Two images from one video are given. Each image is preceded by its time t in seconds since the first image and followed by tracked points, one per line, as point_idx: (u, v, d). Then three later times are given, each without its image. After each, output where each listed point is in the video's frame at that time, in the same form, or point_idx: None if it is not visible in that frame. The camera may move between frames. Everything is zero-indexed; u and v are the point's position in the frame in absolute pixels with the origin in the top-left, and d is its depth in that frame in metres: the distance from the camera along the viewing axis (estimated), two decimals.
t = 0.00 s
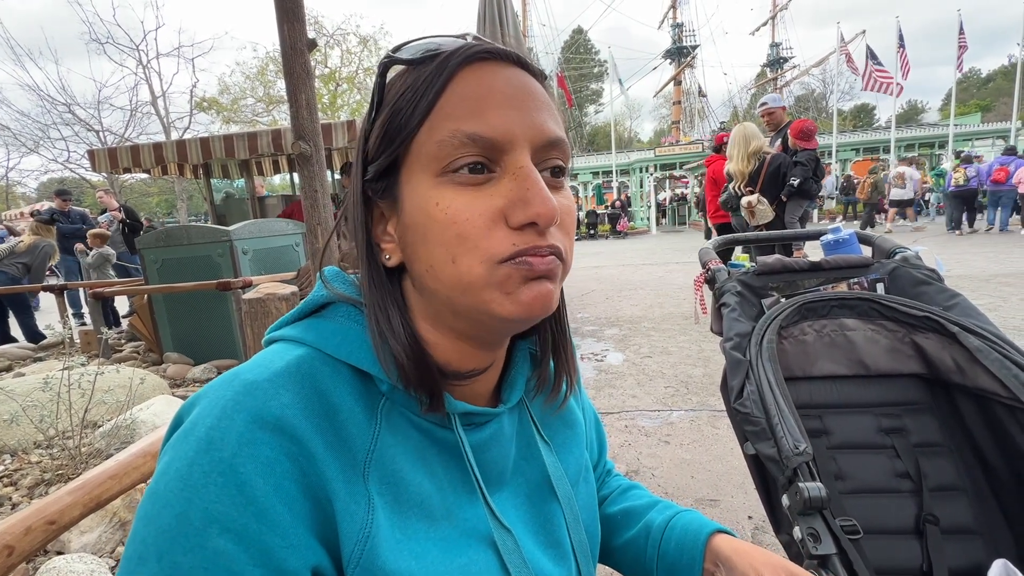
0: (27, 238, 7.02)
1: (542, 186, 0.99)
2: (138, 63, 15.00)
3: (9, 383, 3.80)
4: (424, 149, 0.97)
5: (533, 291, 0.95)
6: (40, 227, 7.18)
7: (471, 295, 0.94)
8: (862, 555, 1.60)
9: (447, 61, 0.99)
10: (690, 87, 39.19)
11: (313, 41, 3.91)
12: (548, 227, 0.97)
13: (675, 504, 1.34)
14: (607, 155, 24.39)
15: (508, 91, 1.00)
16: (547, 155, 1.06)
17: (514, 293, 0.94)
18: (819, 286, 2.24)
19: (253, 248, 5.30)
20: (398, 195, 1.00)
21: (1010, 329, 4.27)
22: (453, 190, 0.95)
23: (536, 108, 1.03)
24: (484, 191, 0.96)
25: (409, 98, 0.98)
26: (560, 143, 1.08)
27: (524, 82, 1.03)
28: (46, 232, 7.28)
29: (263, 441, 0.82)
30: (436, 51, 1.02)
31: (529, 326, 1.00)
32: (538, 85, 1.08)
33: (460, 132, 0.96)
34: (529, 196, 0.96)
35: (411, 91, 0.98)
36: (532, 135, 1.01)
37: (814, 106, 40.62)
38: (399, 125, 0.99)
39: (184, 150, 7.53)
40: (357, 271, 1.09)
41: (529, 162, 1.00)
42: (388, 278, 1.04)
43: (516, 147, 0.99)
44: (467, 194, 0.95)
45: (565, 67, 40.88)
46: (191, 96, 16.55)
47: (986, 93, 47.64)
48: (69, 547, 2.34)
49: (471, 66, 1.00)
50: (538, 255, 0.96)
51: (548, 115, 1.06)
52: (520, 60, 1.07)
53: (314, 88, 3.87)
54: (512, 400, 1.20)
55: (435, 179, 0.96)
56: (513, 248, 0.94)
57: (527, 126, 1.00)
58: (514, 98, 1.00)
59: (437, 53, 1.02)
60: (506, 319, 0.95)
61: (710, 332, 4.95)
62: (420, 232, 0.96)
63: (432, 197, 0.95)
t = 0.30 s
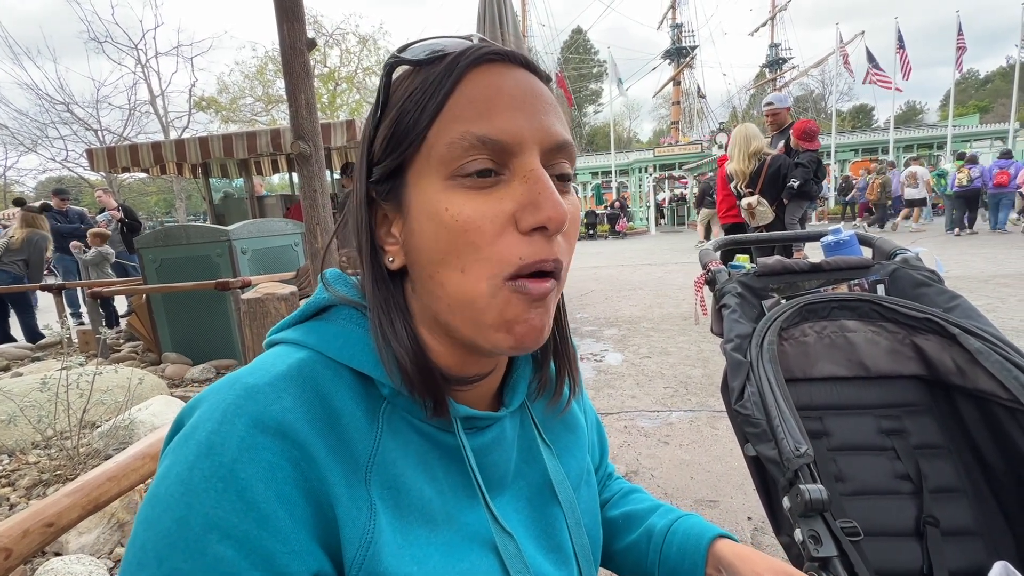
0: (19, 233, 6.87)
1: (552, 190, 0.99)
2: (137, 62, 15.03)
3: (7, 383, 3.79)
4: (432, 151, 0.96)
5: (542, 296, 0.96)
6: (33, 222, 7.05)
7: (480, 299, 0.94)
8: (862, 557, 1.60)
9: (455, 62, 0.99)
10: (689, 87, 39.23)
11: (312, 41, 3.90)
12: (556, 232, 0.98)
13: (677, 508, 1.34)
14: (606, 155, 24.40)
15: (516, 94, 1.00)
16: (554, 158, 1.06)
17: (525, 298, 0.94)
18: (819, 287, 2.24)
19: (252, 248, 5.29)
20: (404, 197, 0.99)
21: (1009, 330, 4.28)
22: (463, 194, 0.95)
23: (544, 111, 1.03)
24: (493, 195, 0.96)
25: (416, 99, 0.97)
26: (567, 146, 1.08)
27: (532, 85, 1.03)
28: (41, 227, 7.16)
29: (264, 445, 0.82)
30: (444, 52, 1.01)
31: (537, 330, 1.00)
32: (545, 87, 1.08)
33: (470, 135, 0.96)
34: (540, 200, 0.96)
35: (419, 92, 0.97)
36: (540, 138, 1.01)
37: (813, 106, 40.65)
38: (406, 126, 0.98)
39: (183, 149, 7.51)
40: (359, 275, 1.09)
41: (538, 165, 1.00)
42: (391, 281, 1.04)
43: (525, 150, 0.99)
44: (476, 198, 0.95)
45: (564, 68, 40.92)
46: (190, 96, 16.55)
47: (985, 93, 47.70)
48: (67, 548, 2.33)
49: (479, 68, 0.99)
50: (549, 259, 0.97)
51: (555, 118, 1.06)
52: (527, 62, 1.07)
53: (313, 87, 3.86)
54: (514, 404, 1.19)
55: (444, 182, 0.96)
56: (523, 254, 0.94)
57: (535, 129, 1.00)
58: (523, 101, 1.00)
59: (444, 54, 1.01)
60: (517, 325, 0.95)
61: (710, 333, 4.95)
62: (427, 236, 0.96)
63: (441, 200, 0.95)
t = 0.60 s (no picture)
0: (9, 229, 6.67)
1: (538, 186, 0.98)
2: (135, 60, 15.01)
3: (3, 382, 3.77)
4: (419, 149, 0.97)
5: (527, 292, 0.94)
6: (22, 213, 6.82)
7: (465, 295, 0.93)
8: (862, 558, 1.60)
9: (443, 59, 0.98)
10: (688, 88, 39.27)
11: (312, 40, 3.89)
12: (543, 227, 0.96)
13: (674, 508, 1.34)
14: (605, 155, 24.42)
15: (504, 89, 0.99)
16: (544, 154, 1.05)
17: (509, 295, 0.93)
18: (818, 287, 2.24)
19: (251, 247, 5.28)
20: (395, 195, 1.00)
21: (1007, 331, 4.28)
22: (448, 190, 0.95)
23: (533, 106, 1.02)
24: (478, 191, 0.95)
25: (404, 97, 0.98)
26: (559, 142, 1.07)
27: (522, 80, 1.02)
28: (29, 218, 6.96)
29: (259, 444, 0.81)
30: (433, 49, 1.01)
31: (525, 327, 0.99)
32: (538, 83, 1.07)
33: (454, 131, 0.96)
34: (523, 196, 0.95)
35: (408, 90, 0.98)
36: (528, 134, 1.00)
37: (812, 107, 40.71)
38: (395, 124, 0.98)
39: (181, 148, 7.50)
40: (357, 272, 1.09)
41: (525, 161, 0.99)
42: (387, 278, 1.04)
43: (511, 146, 0.98)
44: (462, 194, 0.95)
45: (563, 68, 40.93)
46: (188, 95, 16.54)
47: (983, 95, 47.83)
48: (64, 547, 2.32)
49: (467, 64, 0.99)
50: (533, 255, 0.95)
51: (547, 113, 1.05)
52: (520, 57, 1.06)
53: (312, 86, 3.85)
54: (511, 404, 1.19)
55: (429, 178, 0.96)
56: (507, 249, 0.93)
57: (523, 126, 1.00)
58: (510, 97, 0.99)
59: (434, 51, 1.01)
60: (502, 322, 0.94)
61: (709, 333, 4.95)
62: (414, 232, 0.96)
63: (427, 197, 0.95)
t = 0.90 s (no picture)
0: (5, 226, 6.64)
1: (524, 191, 0.97)
2: (133, 59, 14.98)
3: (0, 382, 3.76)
4: (409, 153, 0.97)
5: (510, 298, 0.94)
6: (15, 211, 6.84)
7: (450, 300, 0.94)
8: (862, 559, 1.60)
9: (434, 63, 0.98)
10: (687, 89, 39.30)
11: (311, 40, 3.89)
12: (527, 233, 0.96)
13: (675, 508, 1.34)
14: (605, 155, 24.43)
15: (494, 93, 0.98)
16: (535, 158, 1.04)
17: (492, 302, 0.93)
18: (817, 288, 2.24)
19: (250, 247, 5.27)
20: (390, 198, 1.00)
21: (1004, 332, 4.30)
22: (436, 194, 0.95)
23: (525, 110, 1.02)
24: (465, 196, 0.95)
25: (397, 101, 0.98)
26: (551, 145, 1.06)
27: (513, 84, 1.01)
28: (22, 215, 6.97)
29: (262, 444, 0.81)
30: (427, 53, 1.01)
31: (512, 333, 0.99)
32: (532, 86, 1.06)
33: (442, 136, 0.96)
34: (508, 203, 0.95)
35: (399, 94, 0.98)
36: (517, 139, 0.99)
37: (810, 108, 40.76)
38: (388, 127, 0.99)
39: (179, 148, 7.49)
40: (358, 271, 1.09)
41: (513, 166, 0.99)
42: (386, 279, 1.04)
43: (499, 151, 0.98)
44: (449, 199, 0.95)
45: (562, 68, 40.94)
46: (187, 94, 16.52)
47: (980, 96, 47.92)
48: (61, 548, 2.32)
49: (458, 68, 0.99)
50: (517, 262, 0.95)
51: (539, 116, 1.04)
52: (513, 60, 1.05)
53: (311, 87, 3.85)
54: (513, 403, 1.18)
55: (418, 183, 0.96)
56: (490, 255, 0.93)
57: (512, 130, 0.99)
58: (500, 101, 0.99)
59: (428, 55, 1.01)
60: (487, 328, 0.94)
61: (707, 334, 4.96)
62: (404, 236, 0.97)
63: (415, 201, 0.95)
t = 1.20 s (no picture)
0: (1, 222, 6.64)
1: (522, 191, 0.98)
2: (132, 59, 14.98)
3: None
4: (406, 152, 0.97)
5: (509, 296, 0.95)
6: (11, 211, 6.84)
7: (450, 299, 0.94)
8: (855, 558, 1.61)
9: (431, 63, 0.99)
10: (686, 90, 39.34)
11: (309, 40, 3.89)
12: (526, 232, 0.96)
13: (668, 506, 1.34)
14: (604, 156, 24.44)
15: (491, 94, 0.99)
16: (531, 158, 1.05)
17: (496, 305, 0.94)
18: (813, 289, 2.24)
19: (248, 247, 5.27)
20: (385, 197, 1.00)
21: (1001, 333, 4.30)
22: (434, 194, 0.95)
23: (521, 110, 1.02)
24: (463, 196, 0.96)
25: (393, 100, 0.98)
26: (547, 146, 1.07)
27: (510, 84, 1.02)
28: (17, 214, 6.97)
29: (252, 440, 0.81)
30: (423, 52, 1.01)
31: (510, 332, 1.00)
32: (527, 87, 1.07)
33: (441, 136, 0.96)
34: (508, 202, 0.96)
35: (396, 93, 0.98)
36: (514, 139, 1.00)
37: (809, 108, 40.80)
38: (384, 126, 0.99)
39: (177, 147, 7.48)
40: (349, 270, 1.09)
41: (510, 165, 0.99)
42: (379, 277, 1.04)
43: (498, 151, 0.99)
44: (447, 198, 0.95)
45: (562, 69, 40.97)
46: (186, 94, 16.51)
47: (978, 98, 47.99)
48: (58, 548, 2.32)
49: (455, 68, 0.99)
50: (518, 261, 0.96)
51: (534, 117, 1.05)
52: (508, 61, 1.06)
53: (309, 86, 3.85)
54: (506, 400, 1.18)
55: (416, 182, 0.96)
56: (490, 254, 0.93)
57: (509, 131, 1.00)
58: (497, 101, 0.99)
59: (423, 54, 1.01)
60: (488, 326, 0.95)
61: (705, 334, 4.96)
62: (401, 235, 0.97)
63: (414, 200, 0.96)
